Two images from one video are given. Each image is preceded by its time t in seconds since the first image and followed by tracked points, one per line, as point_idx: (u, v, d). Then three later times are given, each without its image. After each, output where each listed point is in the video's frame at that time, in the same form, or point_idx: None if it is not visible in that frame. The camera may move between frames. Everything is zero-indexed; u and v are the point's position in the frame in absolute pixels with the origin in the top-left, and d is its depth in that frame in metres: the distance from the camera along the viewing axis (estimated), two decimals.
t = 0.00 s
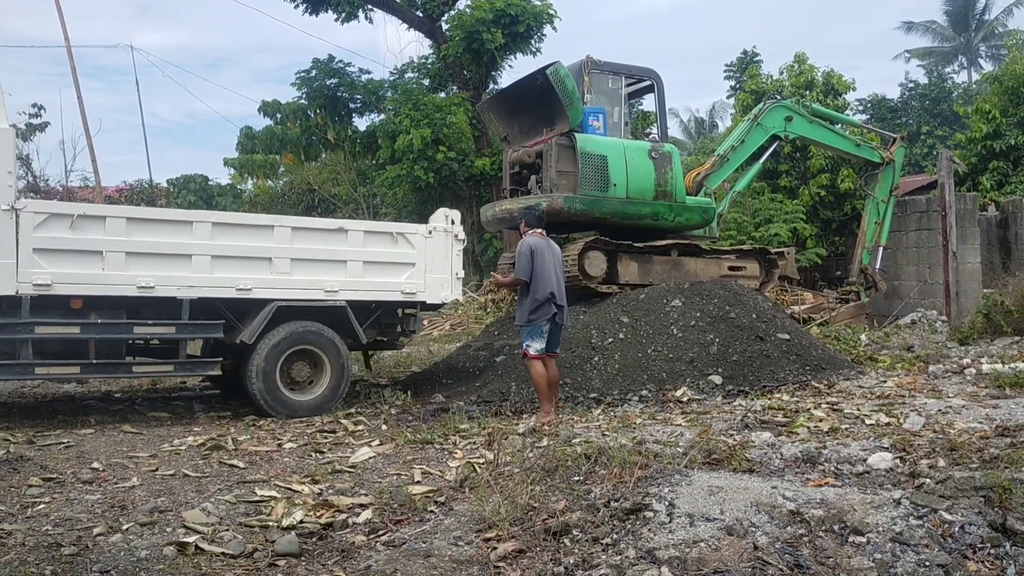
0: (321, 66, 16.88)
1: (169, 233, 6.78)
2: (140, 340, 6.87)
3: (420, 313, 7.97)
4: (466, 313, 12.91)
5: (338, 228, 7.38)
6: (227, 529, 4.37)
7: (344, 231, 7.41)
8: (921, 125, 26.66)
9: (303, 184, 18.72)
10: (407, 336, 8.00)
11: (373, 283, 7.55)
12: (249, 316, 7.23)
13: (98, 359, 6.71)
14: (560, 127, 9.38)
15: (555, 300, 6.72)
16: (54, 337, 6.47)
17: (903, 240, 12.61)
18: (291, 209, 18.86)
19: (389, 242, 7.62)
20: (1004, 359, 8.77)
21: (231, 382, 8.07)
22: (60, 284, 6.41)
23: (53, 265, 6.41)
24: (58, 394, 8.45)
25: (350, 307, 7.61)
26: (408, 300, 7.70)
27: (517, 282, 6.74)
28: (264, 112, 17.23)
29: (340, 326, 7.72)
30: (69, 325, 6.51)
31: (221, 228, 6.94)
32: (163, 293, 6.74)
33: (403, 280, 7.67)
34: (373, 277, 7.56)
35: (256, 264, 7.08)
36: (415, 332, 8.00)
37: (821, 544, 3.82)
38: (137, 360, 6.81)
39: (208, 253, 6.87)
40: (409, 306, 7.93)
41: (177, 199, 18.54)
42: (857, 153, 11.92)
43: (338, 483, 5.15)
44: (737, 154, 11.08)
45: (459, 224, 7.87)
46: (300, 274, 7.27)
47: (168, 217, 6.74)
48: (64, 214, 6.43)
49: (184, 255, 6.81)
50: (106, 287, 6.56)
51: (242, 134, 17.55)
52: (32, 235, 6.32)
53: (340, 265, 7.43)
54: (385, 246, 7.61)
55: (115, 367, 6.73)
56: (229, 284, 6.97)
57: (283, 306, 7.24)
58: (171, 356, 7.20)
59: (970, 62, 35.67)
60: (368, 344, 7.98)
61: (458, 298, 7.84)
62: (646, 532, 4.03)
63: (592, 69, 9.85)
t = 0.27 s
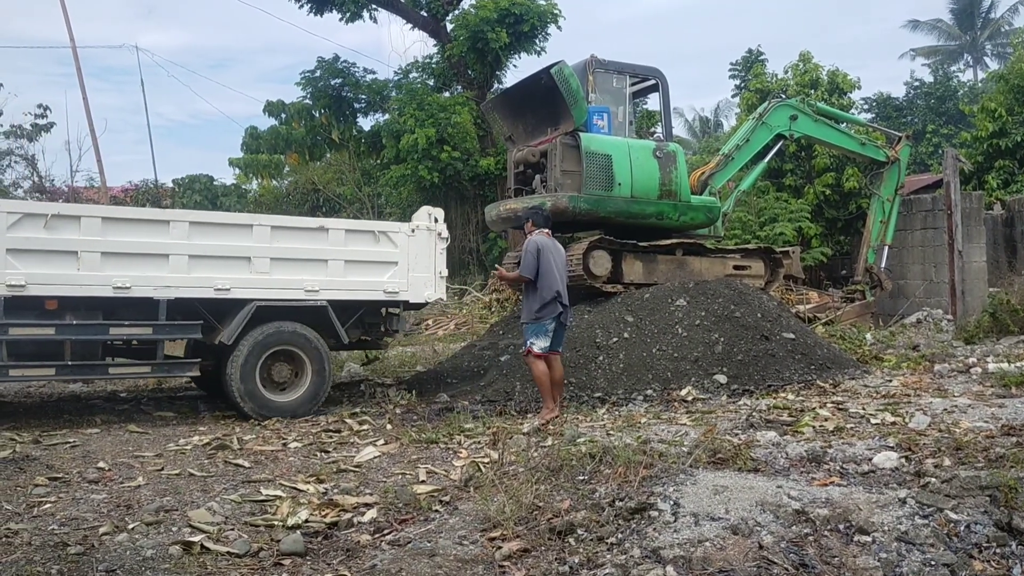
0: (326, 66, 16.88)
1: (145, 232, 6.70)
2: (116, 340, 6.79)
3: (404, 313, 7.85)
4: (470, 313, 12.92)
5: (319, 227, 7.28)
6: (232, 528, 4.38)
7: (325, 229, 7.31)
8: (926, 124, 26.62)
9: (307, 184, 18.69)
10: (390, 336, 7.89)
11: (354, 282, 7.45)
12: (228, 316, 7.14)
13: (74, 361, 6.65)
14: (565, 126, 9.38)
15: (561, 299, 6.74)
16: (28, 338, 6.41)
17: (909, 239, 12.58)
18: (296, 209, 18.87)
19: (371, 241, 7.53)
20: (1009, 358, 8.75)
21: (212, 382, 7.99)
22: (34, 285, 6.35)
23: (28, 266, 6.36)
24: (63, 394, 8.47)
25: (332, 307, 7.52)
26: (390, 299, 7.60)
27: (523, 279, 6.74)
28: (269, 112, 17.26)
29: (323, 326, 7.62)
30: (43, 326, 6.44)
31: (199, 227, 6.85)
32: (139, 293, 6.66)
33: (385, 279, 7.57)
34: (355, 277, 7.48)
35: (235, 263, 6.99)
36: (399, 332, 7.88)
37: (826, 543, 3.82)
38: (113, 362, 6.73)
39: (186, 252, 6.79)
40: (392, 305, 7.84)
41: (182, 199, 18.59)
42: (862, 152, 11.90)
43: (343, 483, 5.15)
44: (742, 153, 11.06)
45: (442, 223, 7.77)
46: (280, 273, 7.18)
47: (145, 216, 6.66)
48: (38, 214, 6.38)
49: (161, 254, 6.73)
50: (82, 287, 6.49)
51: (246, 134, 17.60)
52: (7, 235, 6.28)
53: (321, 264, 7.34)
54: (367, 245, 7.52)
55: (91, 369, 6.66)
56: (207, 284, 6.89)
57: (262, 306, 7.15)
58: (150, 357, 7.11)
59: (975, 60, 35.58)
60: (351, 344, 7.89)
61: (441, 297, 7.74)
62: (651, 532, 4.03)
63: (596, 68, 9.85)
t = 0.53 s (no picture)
0: (348, 66, 16.96)
1: (148, 230, 6.68)
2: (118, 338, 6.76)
3: (407, 314, 7.83)
4: (492, 313, 12.93)
5: (322, 226, 7.26)
6: (257, 526, 4.41)
7: (328, 229, 7.29)
8: (952, 122, 26.32)
9: (330, 184, 18.70)
10: (393, 336, 7.88)
11: (357, 282, 7.42)
12: (230, 315, 7.12)
13: (75, 358, 6.60)
14: (587, 126, 9.37)
15: (580, 300, 6.76)
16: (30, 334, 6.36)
17: (935, 238, 12.45)
18: (319, 209, 18.92)
19: (375, 241, 7.51)
20: None
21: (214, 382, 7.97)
22: (36, 281, 6.33)
23: (29, 262, 6.34)
24: (90, 392, 8.57)
25: (335, 307, 7.48)
26: (394, 300, 7.57)
27: (544, 278, 6.75)
28: (292, 112, 17.37)
29: (324, 326, 7.59)
30: (45, 322, 6.39)
31: (202, 225, 6.84)
32: (141, 291, 6.65)
33: (389, 280, 7.54)
34: (358, 277, 7.44)
35: (237, 262, 6.97)
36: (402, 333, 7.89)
37: (851, 544, 3.79)
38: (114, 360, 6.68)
39: (188, 250, 6.77)
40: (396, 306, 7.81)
41: (207, 199, 18.74)
42: (888, 150, 11.79)
43: (366, 481, 5.17)
44: (766, 152, 10.99)
45: (446, 224, 7.75)
46: (282, 273, 7.15)
47: (148, 214, 6.65)
48: (41, 211, 6.36)
49: (163, 252, 6.72)
50: (83, 284, 6.47)
51: (270, 134, 17.73)
52: (9, 231, 6.26)
53: (324, 264, 7.31)
54: (371, 245, 7.50)
55: (93, 366, 6.62)
56: (208, 283, 6.86)
57: (264, 305, 7.13)
58: (151, 356, 7.08)
59: (1002, 58, 35.14)
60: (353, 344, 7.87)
61: (445, 298, 7.70)
62: (674, 532, 4.02)
63: (619, 67, 9.81)
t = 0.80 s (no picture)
0: (406, 67, 17.13)
1: (193, 228, 6.68)
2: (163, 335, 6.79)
3: (448, 315, 7.77)
4: (548, 312, 12.92)
5: (364, 226, 7.18)
6: (319, 521, 4.48)
7: (370, 229, 7.21)
8: (1021, 117, 25.51)
9: (387, 185, 18.74)
10: (433, 336, 7.82)
11: (399, 283, 7.35)
12: (273, 314, 7.11)
13: (121, 354, 6.64)
14: (645, 124, 9.32)
15: (630, 302, 6.73)
16: (77, 330, 6.42)
17: (1004, 236, 12.07)
18: (376, 208, 19.03)
19: (416, 241, 7.42)
20: None
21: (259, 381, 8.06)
22: (83, 278, 6.36)
23: (77, 259, 6.37)
24: (157, 388, 8.79)
25: (376, 307, 7.42)
26: (435, 301, 7.49)
27: (594, 281, 6.72)
28: (350, 114, 17.60)
29: (365, 326, 7.56)
30: (91, 319, 6.45)
31: (246, 224, 6.80)
32: (186, 289, 6.65)
33: (430, 280, 7.46)
34: (399, 277, 7.38)
35: (280, 262, 6.94)
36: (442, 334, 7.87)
37: (918, 549, 3.70)
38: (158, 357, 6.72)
39: (232, 249, 6.76)
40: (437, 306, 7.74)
41: (268, 200, 19.11)
42: (954, 146, 11.41)
43: (425, 479, 5.21)
44: (828, 148, 10.79)
45: (488, 225, 7.65)
46: (325, 272, 7.11)
47: (193, 212, 6.64)
48: (89, 209, 6.38)
49: (208, 251, 6.71)
50: (130, 282, 6.50)
51: (329, 135, 18.02)
52: (58, 229, 6.29)
53: (366, 264, 7.24)
54: (412, 245, 7.42)
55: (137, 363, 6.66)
56: (252, 282, 6.85)
57: (306, 304, 7.10)
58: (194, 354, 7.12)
59: None
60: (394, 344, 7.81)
61: (486, 300, 7.61)
62: (735, 533, 3.97)
63: (677, 64, 9.73)
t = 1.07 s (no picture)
0: (490, 67, 17.25)
1: (260, 225, 6.84)
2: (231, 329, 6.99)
3: (511, 313, 7.76)
4: (630, 312, 12.82)
5: (428, 224, 7.21)
6: (405, 515, 4.55)
7: (433, 227, 7.24)
8: None
9: (470, 184, 18.88)
10: (496, 333, 7.81)
11: (463, 281, 7.37)
12: (338, 310, 7.24)
13: (190, 347, 6.86)
14: (733, 121, 9.16)
15: (700, 303, 6.65)
16: (150, 323, 6.68)
17: None
18: (459, 209, 19.16)
19: (479, 239, 7.43)
20: None
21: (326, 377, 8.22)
22: (156, 272, 6.61)
23: (151, 254, 6.61)
24: (249, 382, 9.07)
25: (439, 304, 7.46)
26: (498, 299, 7.49)
27: (661, 285, 6.65)
28: (435, 114, 17.83)
29: (428, 323, 7.60)
30: (163, 312, 6.70)
31: (311, 221, 6.93)
32: (253, 284, 6.83)
33: (494, 278, 7.46)
34: (462, 275, 7.39)
35: (344, 259, 7.04)
36: (506, 332, 7.89)
37: (1022, 563, 3.53)
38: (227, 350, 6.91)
39: (298, 246, 6.90)
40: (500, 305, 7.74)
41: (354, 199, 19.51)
42: None
43: (509, 477, 5.24)
44: (924, 146, 10.41)
45: (553, 222, 7.59)
46: (388, 269, 7.18)
47: (261, 209, 6.80)
48: (161, 206, 6.60)
49: (274, 247, 6.87)
50: (200, 277, 6.71)
51: (414, 135, 18.31)
52: (132, 225, 6.54)
53: (429, 261, 7.28)
54: (475, 242, 7.42)
55: (206, 355, 6.87)
56: (316, 278, 6.98)
57: (370, 301, 7.19)
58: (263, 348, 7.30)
59: None
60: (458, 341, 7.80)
61: (549, 298, 7.58)
62: (825, 541, 3.86)
63: (766, 61, 9.54)
